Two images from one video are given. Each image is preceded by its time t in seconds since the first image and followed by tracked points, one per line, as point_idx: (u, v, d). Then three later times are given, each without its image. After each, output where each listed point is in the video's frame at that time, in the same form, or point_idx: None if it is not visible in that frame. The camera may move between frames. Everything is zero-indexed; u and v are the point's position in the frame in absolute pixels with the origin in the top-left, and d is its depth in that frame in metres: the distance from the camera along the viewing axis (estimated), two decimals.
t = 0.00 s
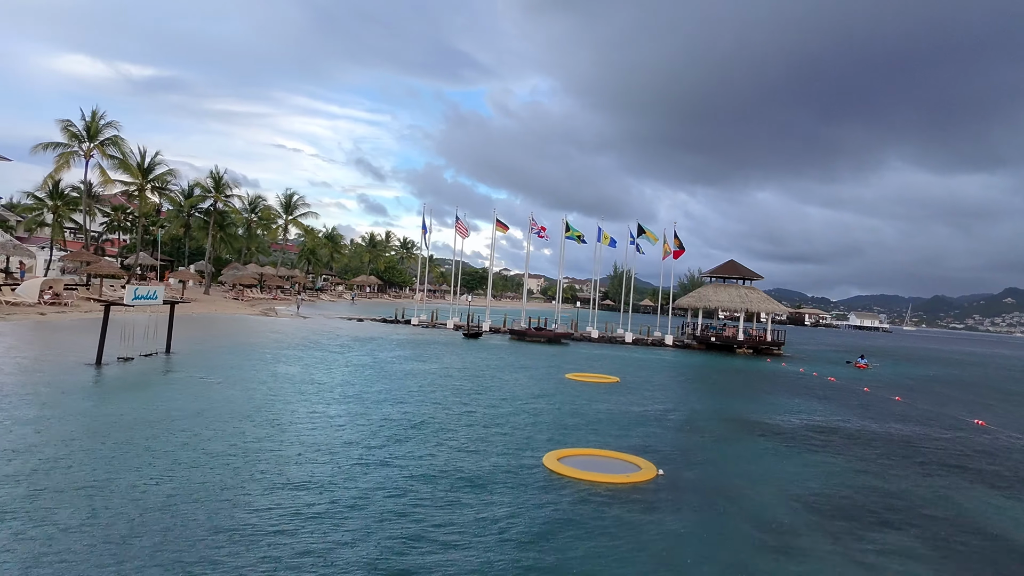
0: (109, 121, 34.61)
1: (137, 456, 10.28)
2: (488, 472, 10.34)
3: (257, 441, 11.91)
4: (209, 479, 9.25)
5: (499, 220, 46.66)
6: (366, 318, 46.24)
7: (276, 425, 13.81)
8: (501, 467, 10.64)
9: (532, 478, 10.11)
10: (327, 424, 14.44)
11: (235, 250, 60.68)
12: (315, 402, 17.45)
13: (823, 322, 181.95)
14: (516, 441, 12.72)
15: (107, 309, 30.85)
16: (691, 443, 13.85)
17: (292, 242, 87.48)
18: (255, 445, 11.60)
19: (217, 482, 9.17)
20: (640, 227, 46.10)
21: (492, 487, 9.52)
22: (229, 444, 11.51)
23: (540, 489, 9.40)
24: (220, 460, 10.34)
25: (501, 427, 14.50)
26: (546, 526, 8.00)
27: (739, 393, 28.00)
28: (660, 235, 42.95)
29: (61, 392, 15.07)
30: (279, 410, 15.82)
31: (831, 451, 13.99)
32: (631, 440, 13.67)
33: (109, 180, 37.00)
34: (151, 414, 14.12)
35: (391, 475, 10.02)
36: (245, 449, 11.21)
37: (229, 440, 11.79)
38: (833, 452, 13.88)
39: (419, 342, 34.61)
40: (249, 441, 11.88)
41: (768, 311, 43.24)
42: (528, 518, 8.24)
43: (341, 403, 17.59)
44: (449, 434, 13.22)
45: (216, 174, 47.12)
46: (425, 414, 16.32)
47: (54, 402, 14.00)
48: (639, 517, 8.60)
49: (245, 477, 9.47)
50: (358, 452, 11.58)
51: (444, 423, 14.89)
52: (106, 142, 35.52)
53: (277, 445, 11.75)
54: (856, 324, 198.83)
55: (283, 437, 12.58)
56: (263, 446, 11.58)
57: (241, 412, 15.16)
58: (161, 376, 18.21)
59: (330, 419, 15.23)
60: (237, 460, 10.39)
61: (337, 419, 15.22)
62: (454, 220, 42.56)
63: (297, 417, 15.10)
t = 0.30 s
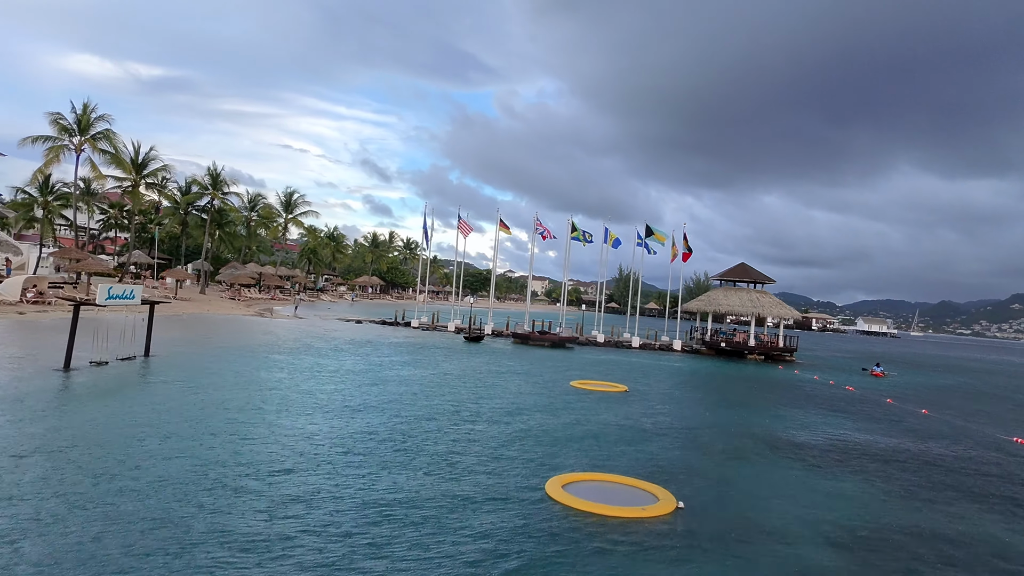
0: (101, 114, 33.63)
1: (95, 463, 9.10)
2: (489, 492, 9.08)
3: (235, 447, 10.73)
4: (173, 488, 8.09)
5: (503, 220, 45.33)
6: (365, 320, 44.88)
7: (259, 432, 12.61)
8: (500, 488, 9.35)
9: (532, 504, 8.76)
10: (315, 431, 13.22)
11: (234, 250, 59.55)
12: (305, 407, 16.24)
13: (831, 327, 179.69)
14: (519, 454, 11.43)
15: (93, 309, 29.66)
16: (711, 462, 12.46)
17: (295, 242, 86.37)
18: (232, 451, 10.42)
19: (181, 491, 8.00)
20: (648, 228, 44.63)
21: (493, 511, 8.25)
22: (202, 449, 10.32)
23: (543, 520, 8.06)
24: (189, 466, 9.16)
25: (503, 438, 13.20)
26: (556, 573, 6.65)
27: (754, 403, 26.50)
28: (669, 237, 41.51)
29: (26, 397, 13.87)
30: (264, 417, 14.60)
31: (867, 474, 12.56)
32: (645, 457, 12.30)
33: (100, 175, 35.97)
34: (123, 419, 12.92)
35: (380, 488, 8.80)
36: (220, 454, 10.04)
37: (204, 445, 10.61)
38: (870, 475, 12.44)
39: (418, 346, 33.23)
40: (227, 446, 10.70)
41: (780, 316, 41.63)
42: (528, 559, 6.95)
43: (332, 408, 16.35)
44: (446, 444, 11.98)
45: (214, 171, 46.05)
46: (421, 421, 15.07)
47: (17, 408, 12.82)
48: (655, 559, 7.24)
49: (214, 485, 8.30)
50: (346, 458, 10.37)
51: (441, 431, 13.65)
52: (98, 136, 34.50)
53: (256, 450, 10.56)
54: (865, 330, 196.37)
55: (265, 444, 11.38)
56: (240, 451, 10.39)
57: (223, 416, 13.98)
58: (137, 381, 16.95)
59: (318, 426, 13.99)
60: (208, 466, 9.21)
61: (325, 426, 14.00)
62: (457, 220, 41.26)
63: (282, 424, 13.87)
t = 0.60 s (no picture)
0: (88, 107, 32.56)
1: (32, 490, 7.95)
2: (481, 527, 7.92)
3: (201, 460, 9.59)
4: (109, 527, 6.89)
5: (505, 220, 44.01)
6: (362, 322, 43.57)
7: (234, 434, 11.50)
8: (490, 524, 8.07)
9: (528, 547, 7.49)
10: (295, 434, 12.11)
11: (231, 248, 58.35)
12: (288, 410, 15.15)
13: (838, 330, 177.48)
14: (514, 478, 10.16)
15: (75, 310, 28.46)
16: (732, 490, 11.07)
17: (294, 241, 85.13)
18: (195, 467, 9.29)
19: (117, 531, 6.80)
20: (655, 229, 43.23)
21: (485, 554, 7.09)
22: (162, 465, 9.18)
23: (540, 570, 6.82)
24: (141, 493, 8.03)
25: (497, 453, 12.05)
26: None
27: (767, 413, 24.99)
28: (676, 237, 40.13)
29: None
30: (244, 415, 13.52)
31: (906, 505, 11.18)
32: (657, 482, 10.92)
33: (87, 171, 34.88)
34: (84, 427, 11.78)
35: (356, 523, 7.68)
36: (180, 472, 8.90)
37: (165, 459, 9.48)
38: (909, 508, 11.02)
39: (415, 350, 31.89)
40: (191, 461, 9.57)
41: (792, 320, 40.12)
42: None
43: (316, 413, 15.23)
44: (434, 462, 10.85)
45: (208, 167, 44.91)
46: (410, 430, 13.95)
47: None
48: None
49: (158, 522, 7.10)
50: (321, 480, 9.23)
51: (430, 444, 12.52)
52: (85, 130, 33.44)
53: (223, 466, 9.41)
54: (871, 333, 194.09)
55: (236, 452, 10.26)
56: (205, 468, 9.26)
57: (198, 418, 12.88)
58: (106, 386, 15.65)
59: (299, 426, 12.89)
60: (158, 494, 8.01)
61: (307, 427, 12.90)
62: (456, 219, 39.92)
63: (262, 424, 12.79)
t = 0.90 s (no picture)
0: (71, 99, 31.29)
1: None
2: (469, 568, 6.96)
3: (163, 478, 8.64)
4: None
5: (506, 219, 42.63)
6: (358, 324, 42.20)
7: (206, 444, 10.54)
8: None
9: None
10: (274, 443, 11.14)
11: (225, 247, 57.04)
12: (271, 411, 14.15)
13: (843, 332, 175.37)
14: (510, 510, 8.85)
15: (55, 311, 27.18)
16: (760, 524, 9.72)
17: (292, 241, 83.66)
18: (156, 487, 8.34)
19: None
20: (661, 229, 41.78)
21: None
22: (111, 486, 8.13)
23: None
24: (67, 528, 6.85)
25: (492, 468, 11.00)
26: None
27: (783, 422, 23.54)
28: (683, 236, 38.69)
29: None
30: (221, 420, 12.56)
31: (955, 543, 9.83)
32: (675, 514, 9.60)
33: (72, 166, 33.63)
34: (33, 437, 10.62)
35: (321, 567, 6.62)
36: (130, 495, 7.86)
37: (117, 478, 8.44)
38: (960, 547, 9.66)
39: (411, 354, 30.51)
40: (153, 478, 8.64)
41: (803, 323, 38.62)
42: None
43: (301, 414, 14.24)
44: (423, 481, 9.84)
45: (200, 163, 43.64)
46: (400, 435, 12.94)
47: None
48: None
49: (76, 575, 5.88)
50: (294, 505, 8.26)
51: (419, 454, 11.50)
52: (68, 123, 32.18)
53: (186, 484, 8.46)
54: (877, 336, 192.01)
55: (204, 466, 9.31)
56: (167, 487, 8.33)
57: (171, 425, 11.92)
58: (71, 390, 14.49)
59: (279, 433, 11.92)
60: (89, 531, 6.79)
61: (288, 434, 11.92)
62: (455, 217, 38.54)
63: (240, 429, 11.84)
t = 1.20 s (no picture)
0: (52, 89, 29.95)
1: None
2: None
3: (117, 509, 7.65)
4: None
5: (507, 218, 41.25)
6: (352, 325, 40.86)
7: (176, 461, 9.59)
8: None
9: None
10: (253, 458, 10.18)
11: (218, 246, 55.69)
12: (255, 421, 13.18)
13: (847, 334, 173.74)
14: (508, 556, 7.61)
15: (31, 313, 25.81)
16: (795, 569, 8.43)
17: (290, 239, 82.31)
18: (99, 524, 7.25)
19: None
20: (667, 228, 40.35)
21: None
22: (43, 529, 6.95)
23: None
24: None
25: (490, 490, 9.95)
26: None
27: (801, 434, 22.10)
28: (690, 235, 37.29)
29: None
30: (199, 433, 11.59)
31: None
32: (697, 558, 8.32)
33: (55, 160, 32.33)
34: None
35: None
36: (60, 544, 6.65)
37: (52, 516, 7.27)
38: None
39: (406, 358, 29.08)
40: (98, 512, 7.54)
41: (816, 327, 37.14)
42: None
43: (287, 424, 13.26)
44: (412, 505, 8.85)
45: (191, 159, 42.39)
46: (393, 447, 11.94)
47: None
48: None
49: None
50: (262, 539, 7.31)
51: (412, 471, 10.50)
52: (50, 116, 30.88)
53: (141, 517, 7.47)
54: (880, 337, 190.36)
55: (167, 490, 8.36)
56: (112, 524, 7.23)
57: (142, 439, 10.98)
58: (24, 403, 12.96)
59: (260, 447, 10.95)
60: None
61: (270, 448, 10.95)
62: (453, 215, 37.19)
63: (217, 443, 10.88)
